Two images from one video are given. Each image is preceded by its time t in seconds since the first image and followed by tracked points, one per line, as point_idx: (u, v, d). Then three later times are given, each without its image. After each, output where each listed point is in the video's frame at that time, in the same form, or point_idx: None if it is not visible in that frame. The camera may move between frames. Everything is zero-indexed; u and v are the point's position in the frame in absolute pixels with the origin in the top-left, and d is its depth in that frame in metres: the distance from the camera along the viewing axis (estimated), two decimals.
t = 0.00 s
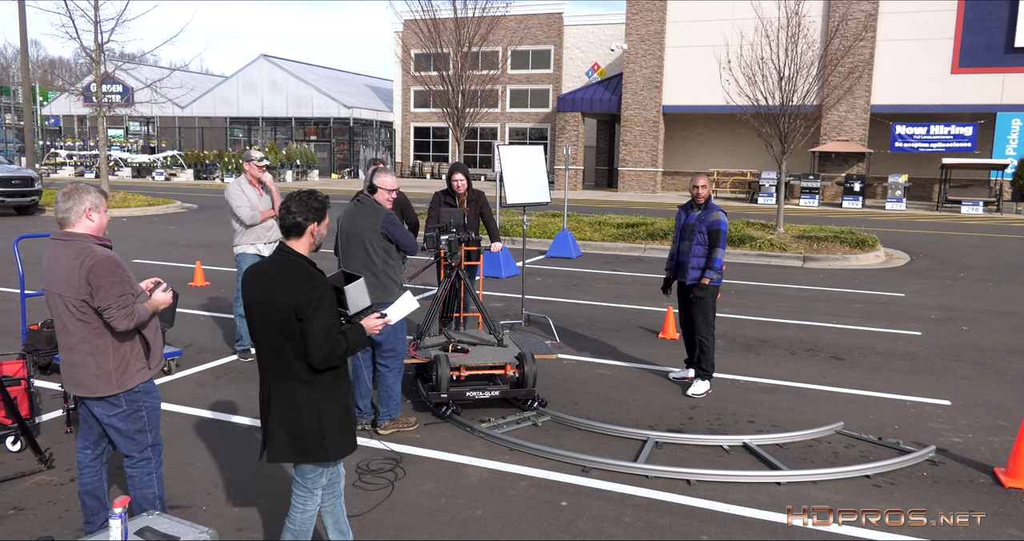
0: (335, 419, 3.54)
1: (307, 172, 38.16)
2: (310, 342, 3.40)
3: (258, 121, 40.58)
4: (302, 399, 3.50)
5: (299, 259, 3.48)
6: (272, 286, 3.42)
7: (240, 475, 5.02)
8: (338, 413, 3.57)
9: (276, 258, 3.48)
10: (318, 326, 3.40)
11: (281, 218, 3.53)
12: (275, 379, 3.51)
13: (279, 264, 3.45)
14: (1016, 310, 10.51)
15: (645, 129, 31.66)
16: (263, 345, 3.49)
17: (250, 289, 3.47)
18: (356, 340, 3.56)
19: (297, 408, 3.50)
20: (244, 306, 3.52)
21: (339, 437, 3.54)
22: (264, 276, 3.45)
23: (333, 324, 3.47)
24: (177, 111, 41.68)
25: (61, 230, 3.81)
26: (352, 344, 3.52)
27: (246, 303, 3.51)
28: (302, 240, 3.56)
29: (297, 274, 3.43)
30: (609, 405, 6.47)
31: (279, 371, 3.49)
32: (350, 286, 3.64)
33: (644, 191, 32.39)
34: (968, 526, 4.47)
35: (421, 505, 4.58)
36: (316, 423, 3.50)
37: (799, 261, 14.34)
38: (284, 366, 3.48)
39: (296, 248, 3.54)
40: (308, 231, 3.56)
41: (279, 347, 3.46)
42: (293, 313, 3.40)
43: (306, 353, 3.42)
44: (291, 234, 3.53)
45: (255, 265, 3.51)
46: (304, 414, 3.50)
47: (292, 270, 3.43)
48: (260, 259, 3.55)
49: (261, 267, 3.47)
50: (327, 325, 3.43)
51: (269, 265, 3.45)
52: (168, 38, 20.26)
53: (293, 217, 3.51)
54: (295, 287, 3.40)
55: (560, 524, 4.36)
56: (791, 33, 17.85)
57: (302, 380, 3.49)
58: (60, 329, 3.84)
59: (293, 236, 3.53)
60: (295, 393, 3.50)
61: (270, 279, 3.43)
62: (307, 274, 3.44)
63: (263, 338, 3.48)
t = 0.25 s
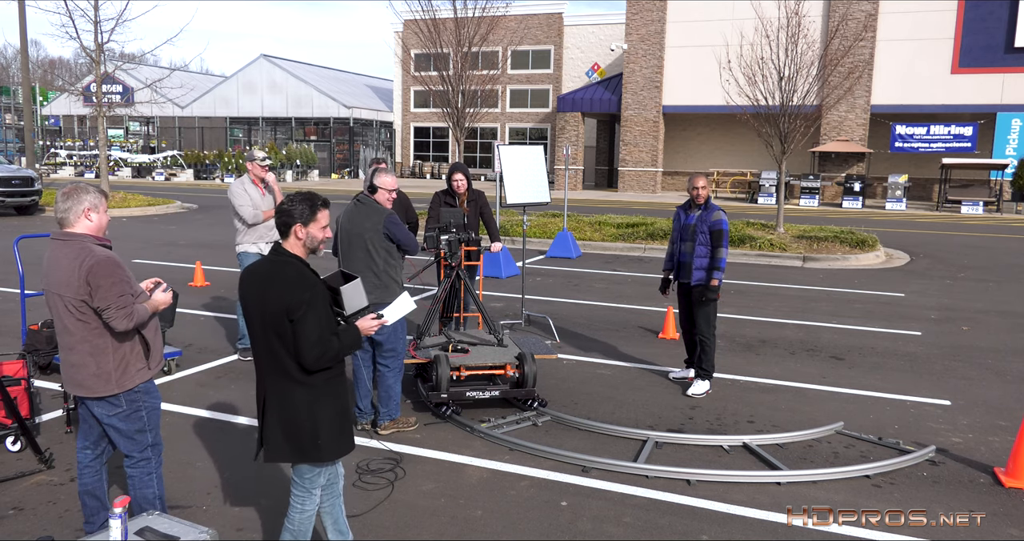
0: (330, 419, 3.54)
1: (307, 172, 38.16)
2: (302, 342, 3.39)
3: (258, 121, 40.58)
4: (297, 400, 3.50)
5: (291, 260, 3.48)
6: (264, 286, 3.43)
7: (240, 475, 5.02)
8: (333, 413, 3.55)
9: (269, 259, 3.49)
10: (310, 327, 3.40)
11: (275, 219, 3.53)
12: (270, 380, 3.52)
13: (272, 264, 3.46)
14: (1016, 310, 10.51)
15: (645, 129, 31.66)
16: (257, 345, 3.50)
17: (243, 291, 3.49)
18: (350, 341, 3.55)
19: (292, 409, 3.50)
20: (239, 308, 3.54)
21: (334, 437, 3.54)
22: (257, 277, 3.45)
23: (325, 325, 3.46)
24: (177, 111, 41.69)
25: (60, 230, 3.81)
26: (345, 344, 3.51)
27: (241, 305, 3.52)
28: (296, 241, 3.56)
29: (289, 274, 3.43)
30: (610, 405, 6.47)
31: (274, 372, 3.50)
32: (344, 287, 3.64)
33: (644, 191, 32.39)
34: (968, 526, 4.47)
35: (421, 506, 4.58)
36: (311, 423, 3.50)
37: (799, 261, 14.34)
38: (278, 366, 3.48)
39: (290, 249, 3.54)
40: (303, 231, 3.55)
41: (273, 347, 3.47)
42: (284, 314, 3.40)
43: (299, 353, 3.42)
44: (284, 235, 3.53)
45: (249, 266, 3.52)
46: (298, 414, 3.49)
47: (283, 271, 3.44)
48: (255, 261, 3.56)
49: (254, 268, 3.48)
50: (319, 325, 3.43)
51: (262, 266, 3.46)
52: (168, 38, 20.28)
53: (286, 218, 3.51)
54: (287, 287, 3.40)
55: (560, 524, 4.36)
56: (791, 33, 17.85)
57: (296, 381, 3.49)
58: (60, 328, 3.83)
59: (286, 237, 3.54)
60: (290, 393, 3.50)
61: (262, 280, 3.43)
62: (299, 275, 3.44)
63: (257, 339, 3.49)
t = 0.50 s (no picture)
0: (326, 419, 3.52)
1: (308, 172, 38.17)
2: (293, 342, 3.39)
3: (258, 121, 40.58)
4: (292, 400, 3.49)
5: (283, 260, 3.48)
6: (256, 288, 3.44)
7: (240, 475, 5.02)
8: (329, 414, 3.54)
9: (262, 260, 3.50)
10: (301, 327, 3.40)
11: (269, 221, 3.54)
12: (267, 381, 3.53)
13: (264, 265, 3.46)
14: (1016, 310, 10.50)
15: (645, 129, 31.66)
16: (253, 347, 3.52)
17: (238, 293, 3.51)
18: (344, 342, 3.53)
19: (288, 409, 3.50)
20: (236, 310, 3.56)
21: (330, 438, 3.52)
22: (250, 280, 3.46)
23: (316, 325, 3.45)
24: (177, 111, 41.69)
25: (60, 231, 3.81)
26: (337, 345, 3.50)
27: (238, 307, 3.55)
28: (289, 242, 3.55)
29: (279, 276, 3.43)
30: (610, 405, 6.47)
31: (269, 373, 3.51)
32: (339, 288, 3.63)
33: (644, 191, 32.39)
34: (968, 526, 4.47)
35: (421, 506, 4.58)
36: (307, 424, 3.49)
37: (799, 261, 14.33)
38: (272, 367, 3.49)
39: (284, 249, 3.54)
40: (297, 231, 3.53)
41: (266, 349, 3.47)
42: (276, 315, 3.41)
43: (291, 354, 3.42)
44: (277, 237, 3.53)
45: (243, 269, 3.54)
46: (294, 415, 3.49)
47: (274, 272, 3.44)
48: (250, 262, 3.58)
49: (248, 270, 3.50)
50: (310, 326, 3.43)
51: (255, 268, 3.47)
52: (168, 38, 20.25)
53: (279, 219, 3.51)
54: (277, 288, 3.41)
55: (560, 524, 4.36)
56: (791, 33, 17.84)
57: (291, 381, 3.49)
58: (60, 329, 3.83)
59: (280, 239, 3.54)
60: (285, 394, 3.50)
61: (254, 282, 3.45)
62: (290, 276, 3.44)
63: (252, 341, 3.51)
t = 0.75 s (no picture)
0: (322, 418, 3.52)
1: (308, 172, 38.18)
2: (287, 342, 3.40)
3: (258, 121, 40.57)
4: (288, 400, 3.49)
5: (279, 260, 3.49)
6: (251, 288, 3.45)
7: (240, 474, 5.02)
8: (325, 414, 3.53)
9: (258, 261, 3.51)
10: (295, 328, 3.40)
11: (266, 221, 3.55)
12: (263, 381, 3.54)
13: (260, 265, 3.48)
14: (1016, 310, 10.50)
15: (644, 129, 31.66)
16: (250, 347, 3.54)
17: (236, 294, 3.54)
18: (340, 342, 3.53)
19: (284, 409, 3.50)
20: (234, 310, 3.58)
21: (326, 438, 3.51)
22: (247, 280, 3.48)
23: (311, 325, 3.46)
24: (177, 111, 41.70)
25: (59, 231, 3.81)
26: (333, 344, 3.49)
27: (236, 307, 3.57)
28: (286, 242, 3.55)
29: (274, 277, 3.44)
30: (609, 405, 6.47)
31: (266, 373, 3.51)
32: (337, 288, 3.63)
33: (644, 191, 32.39)
34: (968, 526, 4.47)
35: (421, 506, 4.58)
36: (303, 423, 3.49)
37: (798, 261, 14.33)
38: (268, 366, 3.50)
39: (281, 250, 3.55)
40: (295, 231, 3.53)
41: (263, 349, 3.49)
42: (270, 316, 3.42)
43: (286, 354, 3.43)
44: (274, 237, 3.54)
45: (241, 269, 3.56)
46: (290, 414, 3.49)
47: (269, 272, 3.45)
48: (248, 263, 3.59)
49: (245, 270, 3.51)
50: (304, 326, 3.43)
51: (251, 267, 3.49)
52: (168, 38, 20.25)
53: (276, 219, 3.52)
54: (272, 288, 3.42)
55: (560, 524, 4.36)
56: (791, 33, 17.84)
57: (287, 380, 3.49)
58: (59, 329, 3.83)
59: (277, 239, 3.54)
60: (281, 394, 3.50)
61: (250, 283, 3.46)
62: (285, 276, 3.45)
63: (249, 341, 3.53)
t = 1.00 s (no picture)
0: (321, 418, 3.52)
1: (308, 172, 38.18)
2: (287, 342, 3.40)
3: (258, 121, 40.57)
4: (288, 399, 3.49)
5: (279, 260, 3.48)
6: (252, 288, 3.45)
7: (240, 474, 5.02)
8: (325, 413, 3.53)
9: (258, 261, 3.51)
10: (295, 328, 3.40)
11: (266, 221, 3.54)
12: (263, 380, 3.53)
13: (260, 265, 3.47)
14: (1016, 310, 10.50)
15: (645, 129, 31.65)
16: (250, 347, 3.54)
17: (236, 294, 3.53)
18: (340, 342, 3.53)
19: (284, 408, 3.50)
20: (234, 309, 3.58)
21: (326, 437, 3.51)
22: (247, 279, 3.48)
23: (311, 325, 3.45)
24: (177, 111, 41.69)
25: (58, 231, 3.82)
26: (332, 344, 3.49)
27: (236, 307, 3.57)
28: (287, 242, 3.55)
29: (274, 277, 3.43)
30: (609, 405, 6.47)
31: (265, 373, 3.51)
32: (337, 287, 3.63)
33: (644, 191, 32.38)
34: (968, 526, 4.47)
35: (421, 506, 4.58)
36: (302, 423, 3.49)
37: (798, 261, 14.33)
38: (268, 366, 3.50)
39: (281, 249, 3.54)
40: (295, 230, 3.53)
41: (263, 348, 3.49)
42: (271, 316, 3.42)
43: (286, 354, 3.43)
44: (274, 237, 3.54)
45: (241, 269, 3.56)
46: (290, 414, 3.49)
47: (269, 271, 3.44)
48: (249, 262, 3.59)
49: (245, 270, 3.51)
50: (304, 326, 3.43)
51: (250, 267, 3.48)
52: (168, 38, 20.25)
53: (276, 218, 3.52)
54: (272, 289, 3.41)
55: (560, 524, 4.36)
56: (791, 33, 17.84)
57: (286, 380, 3.49)
58: (59, 329, 3.83)
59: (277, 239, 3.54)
60: (280, 393, 3.50)
61: (250, 283, 3.46)
62: (286, 276, 3.45)
63: (249, 341, 3.53)
